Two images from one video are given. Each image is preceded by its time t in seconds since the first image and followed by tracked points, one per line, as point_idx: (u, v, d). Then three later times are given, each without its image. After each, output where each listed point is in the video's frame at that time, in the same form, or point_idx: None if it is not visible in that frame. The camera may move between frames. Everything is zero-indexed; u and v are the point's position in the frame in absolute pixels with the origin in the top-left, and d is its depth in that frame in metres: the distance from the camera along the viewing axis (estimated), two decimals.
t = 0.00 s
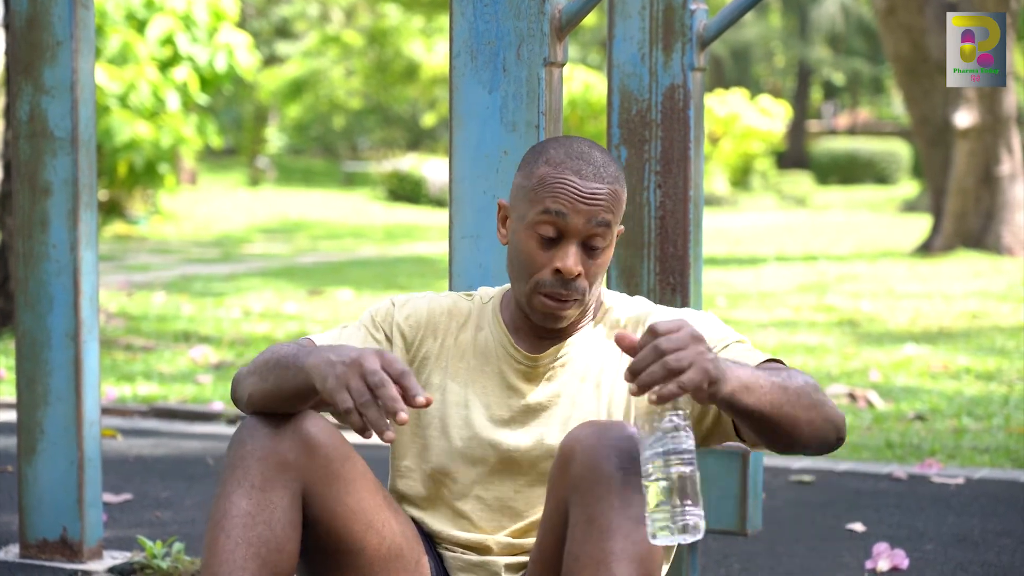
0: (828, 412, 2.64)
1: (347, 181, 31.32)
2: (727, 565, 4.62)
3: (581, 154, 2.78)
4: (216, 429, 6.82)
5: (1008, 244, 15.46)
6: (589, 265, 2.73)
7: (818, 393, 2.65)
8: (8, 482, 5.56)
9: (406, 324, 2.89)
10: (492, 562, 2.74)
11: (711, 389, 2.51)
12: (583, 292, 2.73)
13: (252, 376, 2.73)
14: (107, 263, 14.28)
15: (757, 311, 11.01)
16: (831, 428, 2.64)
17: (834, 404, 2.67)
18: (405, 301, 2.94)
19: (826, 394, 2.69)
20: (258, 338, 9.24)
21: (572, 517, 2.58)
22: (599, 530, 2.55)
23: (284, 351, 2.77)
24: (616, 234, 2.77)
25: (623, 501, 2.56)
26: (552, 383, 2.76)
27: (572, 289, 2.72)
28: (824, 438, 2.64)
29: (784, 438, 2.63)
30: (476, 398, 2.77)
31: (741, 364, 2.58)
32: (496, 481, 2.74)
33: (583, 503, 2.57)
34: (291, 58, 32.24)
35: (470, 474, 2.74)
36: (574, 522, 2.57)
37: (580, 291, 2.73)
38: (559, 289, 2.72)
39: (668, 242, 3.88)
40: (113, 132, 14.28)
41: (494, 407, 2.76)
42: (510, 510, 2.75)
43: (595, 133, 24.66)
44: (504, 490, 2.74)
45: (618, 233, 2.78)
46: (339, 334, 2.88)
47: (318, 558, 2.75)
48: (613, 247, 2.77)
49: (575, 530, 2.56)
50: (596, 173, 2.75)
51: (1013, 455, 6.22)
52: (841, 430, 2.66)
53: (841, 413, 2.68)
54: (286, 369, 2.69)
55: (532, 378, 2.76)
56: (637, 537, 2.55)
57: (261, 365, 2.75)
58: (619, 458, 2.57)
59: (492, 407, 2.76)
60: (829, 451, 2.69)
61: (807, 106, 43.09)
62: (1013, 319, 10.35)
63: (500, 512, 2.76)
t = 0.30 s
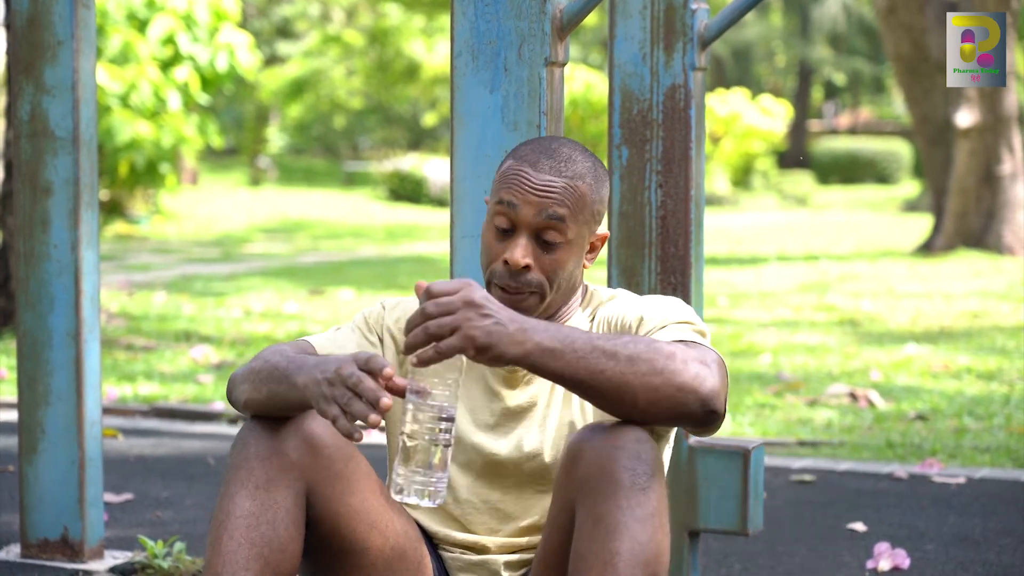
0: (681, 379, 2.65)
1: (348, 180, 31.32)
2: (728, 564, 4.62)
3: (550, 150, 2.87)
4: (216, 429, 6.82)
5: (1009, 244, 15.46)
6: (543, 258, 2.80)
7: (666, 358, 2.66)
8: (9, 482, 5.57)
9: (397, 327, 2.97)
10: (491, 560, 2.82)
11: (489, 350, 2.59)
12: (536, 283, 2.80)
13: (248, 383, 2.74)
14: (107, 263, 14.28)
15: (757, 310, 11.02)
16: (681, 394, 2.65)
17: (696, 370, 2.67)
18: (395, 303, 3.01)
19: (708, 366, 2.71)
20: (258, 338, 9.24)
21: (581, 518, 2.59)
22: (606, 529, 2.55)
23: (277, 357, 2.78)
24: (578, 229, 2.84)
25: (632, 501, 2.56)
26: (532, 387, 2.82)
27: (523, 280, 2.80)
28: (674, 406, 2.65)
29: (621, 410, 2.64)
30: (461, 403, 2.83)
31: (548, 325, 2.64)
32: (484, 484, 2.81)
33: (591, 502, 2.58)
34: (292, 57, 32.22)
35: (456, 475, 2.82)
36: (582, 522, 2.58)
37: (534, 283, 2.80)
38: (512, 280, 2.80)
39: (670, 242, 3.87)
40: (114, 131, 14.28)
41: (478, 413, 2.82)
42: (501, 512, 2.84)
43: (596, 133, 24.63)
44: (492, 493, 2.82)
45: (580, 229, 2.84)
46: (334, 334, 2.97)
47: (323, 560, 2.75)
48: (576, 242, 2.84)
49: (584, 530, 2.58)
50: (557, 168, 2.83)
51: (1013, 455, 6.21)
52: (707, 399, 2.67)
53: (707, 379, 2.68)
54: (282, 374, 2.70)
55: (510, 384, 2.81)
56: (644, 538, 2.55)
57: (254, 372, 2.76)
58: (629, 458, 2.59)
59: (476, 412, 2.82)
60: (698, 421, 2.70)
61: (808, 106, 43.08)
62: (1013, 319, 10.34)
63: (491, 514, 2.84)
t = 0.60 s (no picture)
0: (667, 389, 2.66)
1: (350, 180, 31.31)
2: (730, 565, 4.62)
3: (538, 160, 2.87)
4: (217, 429, 6.82)
5: (1011, 244, 15.46)
6: (528, 270, 2.80)
7: (649, 370, 2.68)
8: (10, 482, 5.57)
9: (392, 329, 2.98)
10: (488, 558, 2.83)
11: (459, 389, 2.60)
12: (522, 295, 2.79)
13: (226, 394, 2.83)
14: (109, 263, 14.28)
15: (759, 311, 11.01)
16: (667, 405, 2.65)
17: (685, 381, 2.69)
18: (392, 305, 3.03)
19: (699, 376, 2.72)
20: (260, 338, 9.24)
21: (576, 518, 2.59)
22: (602, 528, 2.55)
23: (258, 374, 2.82)
24: (565, 240, 2.83)
25: (627, 500, 2.56)
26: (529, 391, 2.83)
27: (508, 293, 2.79)
28: (662, 418, 2.66)
29: (597, 425, 2.63)
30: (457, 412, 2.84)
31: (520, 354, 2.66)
32: (481, 490, 2.82)
33: (586, 502, 2.58)
34: (294, 57, 32.22)
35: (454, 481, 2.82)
36: (578, 521, 2.58)
37: (520, 294, 2.79)
38: (496, 291, 2.79)
39: (671, 242, 3.87)
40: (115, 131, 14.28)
41: (475, 419, 2.82)
42: (499, 516, 2.84)
43: (597, 133, 24.61)
44: (488, 499, 2.83)
45: (568, 241, 2.83)
46: (328, 335, 2.98)
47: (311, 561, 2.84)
48: (563, 253, 2.83)
49: (579, 529, 2.58)
50: (544, 179, 2.83)
51: (1015, 455, 6.21)
52: (698, 408, 2.69)
53: (696, 390, 2.69)
54: (262, 394, 2.75)
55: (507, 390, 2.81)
56: (640, 538, 2.54)
57: (228, 379, 2.85)
58: (624, 457, 2.59)
59: (473, 419, 2.83)
60: (690, 429, 2.71)
61: (810, 105, 43.09)
62: (1015, 319, 10.34)
63: (488, 517, 2.84)
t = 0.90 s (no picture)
0: (684, 390, 2.66)
1: (350, 179, 31.30)
2: (731, 563, 4.63)
3: (575, 153, 2.88)
4: (218, 428, 6.82)
5: (1011, 243, 15.46)
6: (557, 262, 2.81)
7: (662, 371, 2.68)
8: (11, 481, 5.57)
9: (403, 329, 2.98)
10: (489, 558, 2.83)
11: (473, 385, 2.61)
12: (548, 286, 2.80)
13: (233, 391, 2.82)
14: (110, 262, 14.28)
15: (760, 310, 11.01)
16: (683, 404, 2.65)
17: (699, 382, 2.69)
18: (403, 304, 3.03)
19: (713, 378, 2.72)
20: (261, 337, 9.24)
21: (580, 517, 2.59)
22: (605, 528, 2.55)
23: (265, 376, 2.81)
24: (596, 236, 2.84)
25: (630, 501, 2.56)
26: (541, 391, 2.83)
27: (534, 283, 2.80)
28: (677, 417, 2.66)
29: (604, 423, 2.64)
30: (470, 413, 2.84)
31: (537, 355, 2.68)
32: (490, 490, 2.83)
33: (590, 501, 2.58)
34: (294, 56, 32.22)
35: (463, 481, 2.82)
36: (582, 521, 2.58)
37: (546, 285, 2.80)
38: (524, 280, 2.80)
39: (671, 242, 3.87)
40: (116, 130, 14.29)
41: (490, 419, 2.83)
42: (505, 515, 2.84)
43: (598, 132, 24.59)
44: (496, 498, 2.83)
45: (597, 236, 2.84)
46: (335, 335, 2.98)
47: (305, 563, 2.84)
48: (593, 250, 2.84)
49: (583, 529, 2.58)
50: (580, 172, 2.84)
51: (1016, 454, 6.21)
52: (714, 409, 2.69)
53: (713, 391, 2.69)
54: (270, 396, 2.75)
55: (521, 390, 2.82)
56: (643, 538, 2.55)
57: (237, 378, 2.84)
58: (628, 456, 2.59)
59: (487, 418, 2.83)
60: (704, 429, 2.71)
61: (810, 104, 43.09)
62: (1016, 318, 10.34)
63: (494, 517, 2.84)
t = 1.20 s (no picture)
0: (678, 387, 2.67)
1: (350, 180, 31.31)
2: (731, 563, 4.63)
3: (604, 156, 2.88)
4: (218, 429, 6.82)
5: (1011, 243, 15.46)
6: (574, 261, 2.81)
7: (652, 371, 2.68)
8: (11, 482, 5.57)
9: (410, 328, 2.98)
10: (490, 558, 2.83)
11: (479, 399, 2.60)
12: (563, 284, 2.81)
13: (239, 391, 2.82)
14: (110, 262, 14.28)
15: (760, 310, 11.01)
16: (677, 402, 2.65)
17: (691, 378, 2.69)
18: (410, 303, 3.03)
19: (706, 373, 2.72)
20: (261, 337, 9.25)
21: (577, 518, 2.60)
22: (603, 528, 2.55)
23: (271, 377, 2.82)
24: (615, 239, 2.85)
25: (628, 500, 2.56)
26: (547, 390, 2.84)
27: (551, 279, 2.80)
28: (671, 415, 2.66)
29: (600, 423, 2.63)
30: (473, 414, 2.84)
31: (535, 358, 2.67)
32: (492, 490, 2.83)
33: (588, 501, 2.58)
34: (294, 57, 32.23)
35: (465, 481, 2.83)
36: (580, 521, 2.58)
37: (560, 284, 2.81)
38: (541, 275, 2.80)
39: (671, 242, 3.89)
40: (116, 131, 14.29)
41: (495, 418, 2.83)
42: (508, 515, 2.85)
43: (598, 132, 24.59)
44: (500, 497, 2.83)
45: (618, 239, 2.85)
46: (341, 334, 2.98)
47: (303, 563, 2.84)
48: (611, 252, 2.85)
49: (582, 529, 2.58)
50: (606, 174, 2.84)
51: (1016, 455, 6.21)
52: (708, 404, 2.69)
53: (704, 386, 2.69)
54: (272, 399, 2.75)
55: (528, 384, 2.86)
56: (641, 537, 2.55)
57: (244, 378, 2.85)
58: (625, 456, 2.59)
59: (493, 417, 2.83)
60: (699, 426, 2.71)
61: (810, 105, 43.12)
62: (1016, 319, 10.34)
63: (496, 516, 2.85)
